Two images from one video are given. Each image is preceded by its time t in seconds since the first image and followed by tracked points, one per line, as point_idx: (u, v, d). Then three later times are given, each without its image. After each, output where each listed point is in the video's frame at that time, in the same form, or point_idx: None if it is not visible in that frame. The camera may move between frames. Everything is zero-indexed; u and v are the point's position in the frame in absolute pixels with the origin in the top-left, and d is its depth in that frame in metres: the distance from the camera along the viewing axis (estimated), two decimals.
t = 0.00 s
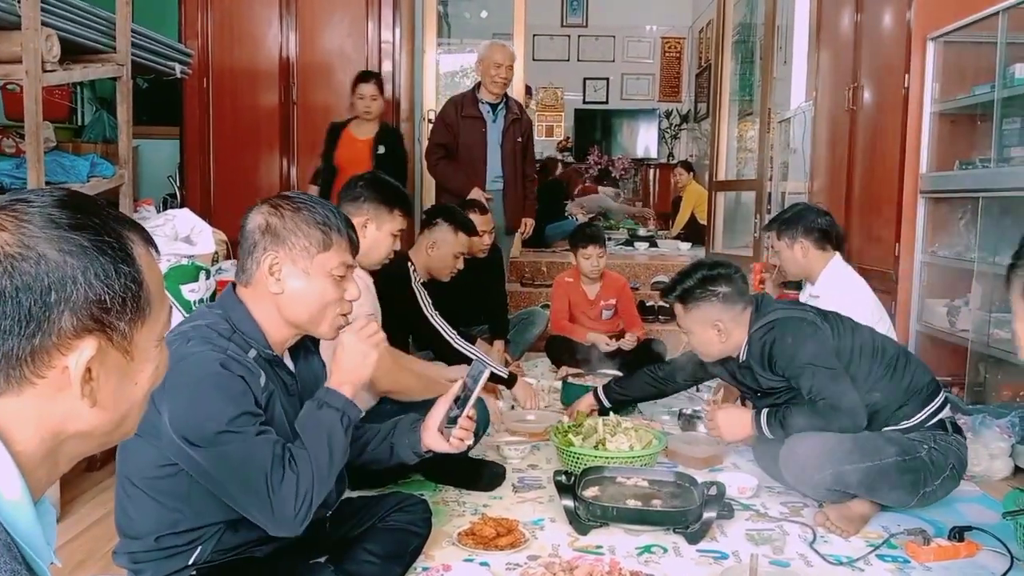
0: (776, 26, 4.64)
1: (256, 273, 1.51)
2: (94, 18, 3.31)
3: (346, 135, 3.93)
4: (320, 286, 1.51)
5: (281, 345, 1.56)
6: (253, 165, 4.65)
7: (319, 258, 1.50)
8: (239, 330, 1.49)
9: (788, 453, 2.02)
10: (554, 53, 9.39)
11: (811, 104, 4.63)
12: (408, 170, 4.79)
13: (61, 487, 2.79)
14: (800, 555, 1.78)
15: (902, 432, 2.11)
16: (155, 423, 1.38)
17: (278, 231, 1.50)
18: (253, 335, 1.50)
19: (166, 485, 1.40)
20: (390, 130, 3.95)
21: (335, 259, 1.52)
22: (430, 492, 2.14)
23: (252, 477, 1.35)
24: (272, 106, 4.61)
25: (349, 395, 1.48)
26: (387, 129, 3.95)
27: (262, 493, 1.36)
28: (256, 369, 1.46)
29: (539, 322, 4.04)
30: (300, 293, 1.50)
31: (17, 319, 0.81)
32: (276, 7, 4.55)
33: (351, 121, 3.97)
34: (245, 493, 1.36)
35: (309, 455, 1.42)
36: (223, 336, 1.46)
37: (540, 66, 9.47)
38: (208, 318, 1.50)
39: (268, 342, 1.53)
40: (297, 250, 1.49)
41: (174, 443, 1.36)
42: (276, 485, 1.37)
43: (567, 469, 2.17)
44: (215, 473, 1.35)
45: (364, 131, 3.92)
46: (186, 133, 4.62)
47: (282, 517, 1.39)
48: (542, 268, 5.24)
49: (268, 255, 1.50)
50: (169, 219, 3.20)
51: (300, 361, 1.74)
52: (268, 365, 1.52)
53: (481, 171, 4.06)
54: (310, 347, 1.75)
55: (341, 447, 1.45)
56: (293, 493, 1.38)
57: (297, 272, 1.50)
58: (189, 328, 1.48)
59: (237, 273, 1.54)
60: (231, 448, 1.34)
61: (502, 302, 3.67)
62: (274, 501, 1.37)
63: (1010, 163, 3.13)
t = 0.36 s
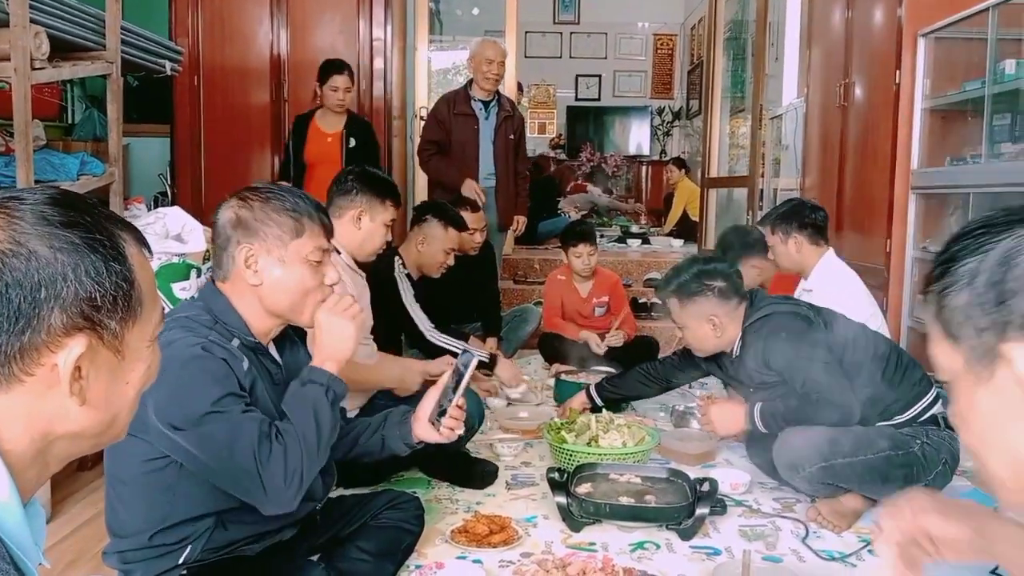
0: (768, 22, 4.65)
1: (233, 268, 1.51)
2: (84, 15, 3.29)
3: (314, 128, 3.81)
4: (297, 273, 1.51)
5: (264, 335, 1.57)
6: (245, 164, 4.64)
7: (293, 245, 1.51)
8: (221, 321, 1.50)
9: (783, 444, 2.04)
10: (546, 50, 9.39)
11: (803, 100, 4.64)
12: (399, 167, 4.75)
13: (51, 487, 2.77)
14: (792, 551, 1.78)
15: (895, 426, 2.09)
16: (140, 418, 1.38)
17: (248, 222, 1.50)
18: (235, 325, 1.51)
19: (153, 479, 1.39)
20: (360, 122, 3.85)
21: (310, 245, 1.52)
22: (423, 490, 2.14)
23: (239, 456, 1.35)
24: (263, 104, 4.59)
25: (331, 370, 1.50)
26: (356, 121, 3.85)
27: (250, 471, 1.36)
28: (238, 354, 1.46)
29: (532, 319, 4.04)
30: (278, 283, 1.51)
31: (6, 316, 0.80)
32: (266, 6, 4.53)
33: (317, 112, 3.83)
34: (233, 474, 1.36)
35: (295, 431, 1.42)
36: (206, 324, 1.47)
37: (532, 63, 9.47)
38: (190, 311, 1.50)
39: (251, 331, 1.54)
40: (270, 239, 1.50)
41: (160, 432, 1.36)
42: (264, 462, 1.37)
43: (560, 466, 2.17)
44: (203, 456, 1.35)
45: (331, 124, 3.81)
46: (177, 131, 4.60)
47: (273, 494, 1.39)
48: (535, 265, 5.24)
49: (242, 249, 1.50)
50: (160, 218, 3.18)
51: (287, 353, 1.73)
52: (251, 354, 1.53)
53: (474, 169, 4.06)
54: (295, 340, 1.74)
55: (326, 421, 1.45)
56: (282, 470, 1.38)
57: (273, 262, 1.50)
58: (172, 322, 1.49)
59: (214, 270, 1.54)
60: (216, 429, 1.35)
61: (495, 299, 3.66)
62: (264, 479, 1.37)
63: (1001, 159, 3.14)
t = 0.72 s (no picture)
0: (756, 21, 4.66)
1: (204, 265, 1.52)
2: (70, 16, 3.28)
3: (300, 119, 3.64)
4: (269, 257, 1.53)
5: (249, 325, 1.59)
6: (234, 165, 4.62)
7: (260, 228, 1.53)
8: (201, 313, 1.49)
9: (773, 442, 2.04)
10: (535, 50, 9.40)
11: (791, 99, 4.65)
12: (388, 167, 4.75)
13: (41, 490, 2.76)
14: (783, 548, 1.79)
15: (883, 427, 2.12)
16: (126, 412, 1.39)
17: (210, 216, 1.53)
18: (215, 316, 1.50)
19: (141, 473, 1.39)
20: (348, 112, 3.72)
21: (276, 227, 1.55)
22: (415, 490, 2.14)
23: (228, 430, 1.35)
24: (252, 105, 4.58)
25: (314, 339, 1.48)
26: (344, 111, 3.71)
27: (239, 442, 1.35)
28: (221, 340, 1.46)
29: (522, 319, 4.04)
30: (251, 271, 1.52)
31: None
32: (254, 7, 4.52)
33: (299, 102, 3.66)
34: (222, 446, 1.35)
35: (281, 399, 1.41)
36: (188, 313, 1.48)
37: (521, 63, 9.48)
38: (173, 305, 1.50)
39: (233, 320, 1.54)
40: (236, 227, 1.52)
41: (145, 422, 1.36)
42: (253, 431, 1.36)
43: (552, 465, 2.17)
44: (192, 434, 1.35)
45: (317, 114, 3.65)
46: (166, 134, 4.57)
47: (265, 461, 1.37)
48: (526, 264, 5.24)
49: (211, 243, 1.52)
50: (149, 219, 3.17)
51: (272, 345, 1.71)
52: (236, 342, 1.52)
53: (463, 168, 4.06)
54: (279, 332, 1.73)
55: (313, 387, 1.44)
56: (272, 437, 1.37)
57: (243, 250, 1.52)
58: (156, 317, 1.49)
59: (186, 270, 1.56)
60: (201, 407, 1.35)
61: (485, 299, 3.66)
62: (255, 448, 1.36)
63: (988, 156, 3.15)
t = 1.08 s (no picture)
0: (740, 19, 4.68)
1: (174, 260, 1.52)
2: (51, 16, 3.26)
3: (281, 118, 3.58)
4: (236, 246, 1.54)
5: (228, 319, 1.59)
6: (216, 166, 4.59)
7: (225, 217, 1.54)
8: (177, 309, 1.50)
9: (757, 437, 2.05)
10: (520, 49, 9.40)
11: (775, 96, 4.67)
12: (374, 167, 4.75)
13: (26, 493, 2.74)
14: (769, 541, 1.80)
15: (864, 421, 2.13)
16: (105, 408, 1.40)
17: (176, 210, 1.53)
18: (192, 311, 1.51)
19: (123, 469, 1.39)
20: (329, 109, 3.68)
21: (241, 217, 1.56)
22: (403, 489, 2.14)
23: (205, 409, 1.35)
24: (236, 105, 4.55)
25: (291, 318, 1.48)
26: (326, 108, 3.67)
27: (216, 420, 1.36)
28: (200, 332, 1.48)
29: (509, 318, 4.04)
30: (220, 265, 1.52)
31: None
32: (237, 6, 4.49)
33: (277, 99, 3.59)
34: (201, 425, 1.36)
35: (258, 377, 1.40)
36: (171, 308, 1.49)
37: (506, 62, 9.49)
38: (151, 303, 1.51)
39: (209, 312, 1.54)
40: (201, 219, 1.53)
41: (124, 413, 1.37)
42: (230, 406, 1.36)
43: (539, 462, 2.18)
44: (170, 418, 1.36)
45: (299, 112, 3.60)
46: (149, 136, 4.53)
47: (244, 435, 1.37)
48: (512, 263, 5.25)
49: (179, 238, 1.52)
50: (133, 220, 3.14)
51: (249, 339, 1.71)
52: (215, 335, 1.53)
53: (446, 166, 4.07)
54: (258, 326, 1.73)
55: (291, 366, 1.43)
56: (248, 408, 1.37)
57: (209, 242, 1.52)
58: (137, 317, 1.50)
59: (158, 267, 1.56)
60: (178, 390, 1.36)
61: (473, 298, 3.66)
62: (232, 422, 1.36)
63: (970, 151, 3.17)
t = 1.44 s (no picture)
0: (722, 21, 4.72)
1: (176, 257, 1.50)
2: (31, 16, 3.23)
3: (244, 109, 3.35)
4: (237, 274, 1.51)
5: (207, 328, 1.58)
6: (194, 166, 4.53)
7: (240, 246, 1.51)
8: (166, 317, 1.48)
9: (739, 436, 2.06)
10: (503, 49, 9.41)
11: (757, 97, 4.70)
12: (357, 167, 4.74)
13: (6, 496, 2.72)
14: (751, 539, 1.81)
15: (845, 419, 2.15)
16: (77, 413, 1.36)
17: (202, 216, 1.50)
18: (179, 319, 1.49)
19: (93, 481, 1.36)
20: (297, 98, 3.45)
21: (256, 250, 1.52)
22: (386, 490, 2.14)
23: (162, 467, 1.36)
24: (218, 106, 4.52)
25: (289, 395, 1.45)
26: (295, 99, 3.44)
27: (152, 471, 1.36)
28: (177, 352, 1.45)
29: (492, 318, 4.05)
30: (218, 280, 1.50)
31: None
32: (220, 6, 4.45)
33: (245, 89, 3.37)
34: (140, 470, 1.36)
35: (212, 442, 1.39)
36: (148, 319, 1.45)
37: (489, 63, 9.49)
38: (135, 306, 1.48)
39: (196, 323, 1.53)
40: (218, 238, 1.50)
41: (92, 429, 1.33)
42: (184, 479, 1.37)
43: (523, 461, 2.18)
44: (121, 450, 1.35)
45: (265, 103, 3.37)
46: (128, 134, 4.46)
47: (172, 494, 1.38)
48: (496, 263, 5.26)
49: (188, 240, 1.49)
50: (113, 220, 3.09)
51: (236, 344, 1.69)
52: (198, 347, 1.52)
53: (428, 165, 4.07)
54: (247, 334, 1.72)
55: (253, 438, 1.40)
56: (184, 477, 1.37)
57: (216, 259, 1.50)
58: (115, 316, 1.46)
59: (162, 255, 1.54)
60: (146, 435, 1.35)
61: (457, 298, 3.67)
62: (179, 491, 1.37)
63: (948, 152, 3.21)
